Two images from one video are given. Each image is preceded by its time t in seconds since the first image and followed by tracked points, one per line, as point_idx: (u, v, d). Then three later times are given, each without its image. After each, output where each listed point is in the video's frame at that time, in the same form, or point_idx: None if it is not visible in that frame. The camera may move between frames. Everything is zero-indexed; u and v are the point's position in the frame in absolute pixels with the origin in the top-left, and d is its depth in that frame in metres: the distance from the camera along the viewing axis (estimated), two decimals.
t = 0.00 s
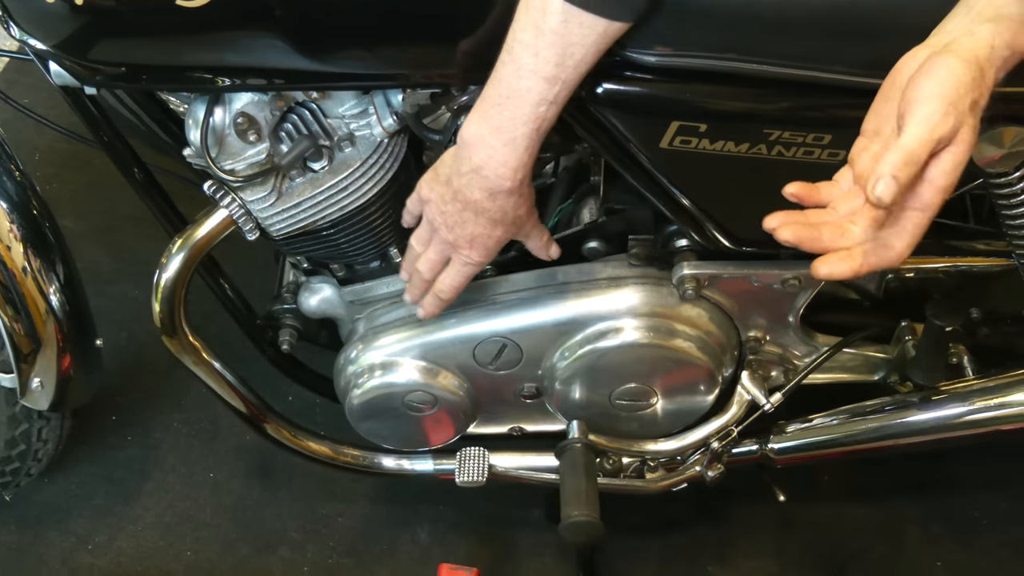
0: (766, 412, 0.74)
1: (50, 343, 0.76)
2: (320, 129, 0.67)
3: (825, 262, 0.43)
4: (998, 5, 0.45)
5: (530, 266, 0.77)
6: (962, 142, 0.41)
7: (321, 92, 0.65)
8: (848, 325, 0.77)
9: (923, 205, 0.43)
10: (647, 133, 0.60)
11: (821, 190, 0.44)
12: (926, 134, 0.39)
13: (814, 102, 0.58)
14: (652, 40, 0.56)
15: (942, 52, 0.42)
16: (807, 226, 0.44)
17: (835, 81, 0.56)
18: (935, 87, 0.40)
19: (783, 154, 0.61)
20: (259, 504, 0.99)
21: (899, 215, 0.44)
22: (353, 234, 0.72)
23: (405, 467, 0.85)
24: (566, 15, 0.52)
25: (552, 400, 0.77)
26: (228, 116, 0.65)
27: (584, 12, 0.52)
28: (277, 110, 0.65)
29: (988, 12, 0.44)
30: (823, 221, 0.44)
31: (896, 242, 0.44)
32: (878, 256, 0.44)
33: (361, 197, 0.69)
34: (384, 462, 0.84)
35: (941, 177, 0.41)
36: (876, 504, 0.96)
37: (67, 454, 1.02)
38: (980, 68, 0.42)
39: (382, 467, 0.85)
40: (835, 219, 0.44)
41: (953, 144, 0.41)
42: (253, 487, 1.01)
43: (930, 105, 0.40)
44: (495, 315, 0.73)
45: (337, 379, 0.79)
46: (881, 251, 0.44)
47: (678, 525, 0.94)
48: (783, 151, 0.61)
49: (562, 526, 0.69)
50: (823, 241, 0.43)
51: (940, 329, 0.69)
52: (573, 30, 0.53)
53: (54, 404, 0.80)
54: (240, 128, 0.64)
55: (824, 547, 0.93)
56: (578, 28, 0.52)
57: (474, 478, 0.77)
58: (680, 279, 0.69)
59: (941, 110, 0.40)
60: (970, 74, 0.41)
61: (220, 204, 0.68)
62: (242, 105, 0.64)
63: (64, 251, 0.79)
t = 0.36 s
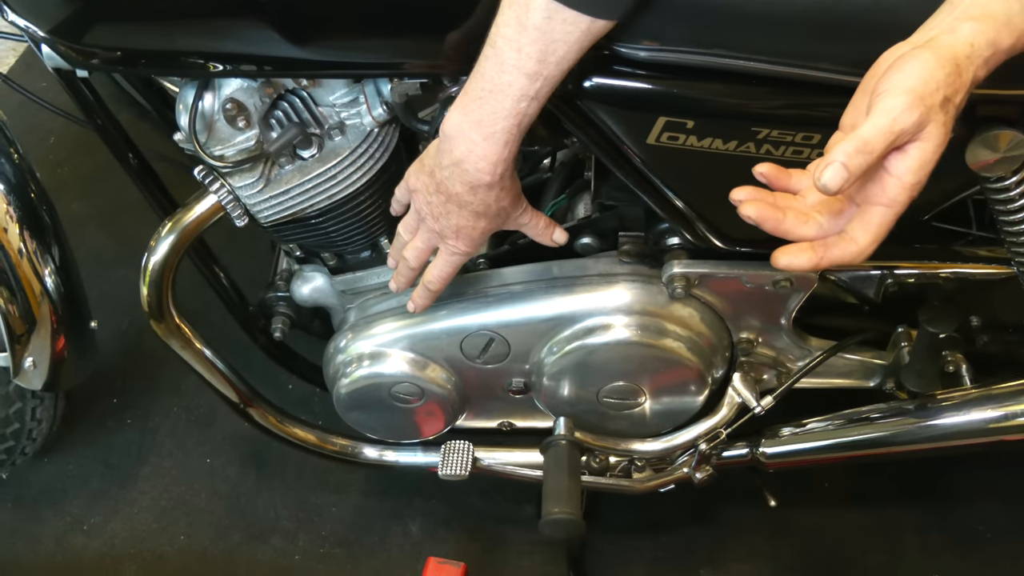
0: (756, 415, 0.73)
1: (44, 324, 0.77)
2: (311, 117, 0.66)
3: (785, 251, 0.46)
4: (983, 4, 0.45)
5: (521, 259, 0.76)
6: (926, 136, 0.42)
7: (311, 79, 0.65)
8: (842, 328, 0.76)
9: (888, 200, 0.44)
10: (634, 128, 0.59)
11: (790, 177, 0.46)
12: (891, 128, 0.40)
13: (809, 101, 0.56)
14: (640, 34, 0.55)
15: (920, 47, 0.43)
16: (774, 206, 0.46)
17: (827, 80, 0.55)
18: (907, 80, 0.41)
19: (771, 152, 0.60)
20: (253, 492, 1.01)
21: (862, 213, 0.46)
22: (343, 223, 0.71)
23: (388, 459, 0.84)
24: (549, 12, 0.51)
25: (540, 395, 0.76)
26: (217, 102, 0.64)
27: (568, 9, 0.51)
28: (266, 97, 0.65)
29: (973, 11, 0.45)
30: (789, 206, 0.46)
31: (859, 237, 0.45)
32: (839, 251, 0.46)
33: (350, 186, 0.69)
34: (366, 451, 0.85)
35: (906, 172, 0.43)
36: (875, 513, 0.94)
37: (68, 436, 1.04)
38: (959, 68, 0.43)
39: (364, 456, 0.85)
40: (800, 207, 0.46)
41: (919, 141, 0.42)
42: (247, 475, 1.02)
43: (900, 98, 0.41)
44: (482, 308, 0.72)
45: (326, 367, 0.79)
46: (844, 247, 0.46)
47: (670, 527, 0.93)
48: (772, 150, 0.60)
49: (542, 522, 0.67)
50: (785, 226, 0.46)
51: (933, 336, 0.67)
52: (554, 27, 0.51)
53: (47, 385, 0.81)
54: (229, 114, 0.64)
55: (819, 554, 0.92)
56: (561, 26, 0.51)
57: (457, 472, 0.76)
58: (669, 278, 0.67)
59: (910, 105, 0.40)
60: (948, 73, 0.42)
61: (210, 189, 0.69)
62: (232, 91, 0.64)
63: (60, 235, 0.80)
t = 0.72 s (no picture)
0: (719, 420, 0.72)
1: (31, 294, 0.79)
2: (287, 100, 0.66)
3: (711, 247, 0.50)
4: (926, 10, 0.45)
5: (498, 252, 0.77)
6: (854, 140, 0.43)
7: (287, 63, 0.65)
8: (817, 339, 0.74)
9: (817, 202, 0.46)
10: (594, 125, 0.59)
11: (725, 177, 0.50)
12: (814, 130, 0.42)
13: (769, 105, 0.56)
14: (601, 31, 0.54)
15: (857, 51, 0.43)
16: (704, 203, 0.50)
17: (786, 84, 0.54)
18: (835, 84, 0.42)
19: (731, 154, 0.60)
20: (237, 472, 1.02)
21: (790, 214, 0.47)
22: (315, 205, 0.72)
23: (351, 443, 0.85)
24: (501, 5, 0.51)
25: (505, 388, 0.76)
26: (193, 80, 0.66)
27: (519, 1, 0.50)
28: (242, 77, 0.66)
29: (914, 16, 0.45)
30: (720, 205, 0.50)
31: (785, 238, 0.47)
32: (766, 251, 0.48)
33: (322, 169, 0.70)
34: (324, 433, 0.86)
35: (833, 176, 0.44)
36: (857, 531, 0.92)
37: (64, 406, 1.08)
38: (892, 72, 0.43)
39: (322, 438, 0.86)
40: (732, 207, 0.50)
41: (846, 144, 0.43)
42: (233, 454, 1.04)
43: (827, 100, 0.42)
44: (451, 298, 0.72)
45: (298, 348, 0.80)
46: (772, 251, 0.48)
47: (644, 533, 0.92)
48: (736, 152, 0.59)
49: (492, 513, 0.68)
50: (713, 224, 0.50)
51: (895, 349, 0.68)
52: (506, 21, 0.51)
53: (31, 350, 0.83)
54: (204, 93, 0.66)
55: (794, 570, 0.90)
56: (514, 19, 0.51)
57: (415, 459, 0.78)
58: (634, 276, 0.67)
59: (837, 108, 0.42)
60: (879, 77, 0.43)
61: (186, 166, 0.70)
62: (208, 70, 0.65)
63: (51, 209, 0.82)
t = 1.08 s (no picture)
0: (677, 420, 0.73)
1: (16, 277, 0.82)
2: (261, 92, 0.68)
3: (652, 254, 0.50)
4: (855, 16, 0.47)
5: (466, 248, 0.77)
6: (785, 143, 0.44)
7: (259, 56, 0.66)
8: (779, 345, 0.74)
9: (752, 206, 0.46)
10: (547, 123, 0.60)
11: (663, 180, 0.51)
12: (748, 135, 0.43)
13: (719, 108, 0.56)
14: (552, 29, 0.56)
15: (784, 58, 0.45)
16: (644, 208, 0.51)
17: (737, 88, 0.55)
18: (764, 89, 0.43)
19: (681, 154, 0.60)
20: (218, 460, 1.04)
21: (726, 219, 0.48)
22: (284, 195, 0.72)
23: (317, 429, 0.87)
24: None
25: (468, 382, 0.78)
26: (168, 70, 0.67)
27: None
28: (215, 68, 0.67)
29: (843, 22, 0.47)
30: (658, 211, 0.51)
31: (725, 243, 0.48)
32: (706, 256, 0.49)
33: (292, 160, 0.70)
34: (286, 419, 0.88)
35: (766, 179, 0.45)
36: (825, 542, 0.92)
37: (56, 388, 1.11)
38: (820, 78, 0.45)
39: (284, 423, 0.89)
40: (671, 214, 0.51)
41: (778, 148, 0.44)
42: (215, 441, 1.06)
43: (759, 104, 0.43)
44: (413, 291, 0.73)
45: (270, 334, 0.82)
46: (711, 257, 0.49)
47: (610, 535, 0.93)
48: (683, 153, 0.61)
49: (445, 503, 0.70)
50: (653, 229, 0.51)
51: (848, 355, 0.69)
52: None
53: (16, 331, 0.87)
54: (177, 83, 0.67)
55: None
56: None
57: (373, 447, 0.82)
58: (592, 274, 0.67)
59: (767, 112, 0.43)
60: (805, 81, 0.44)
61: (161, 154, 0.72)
62: (183, 61, 0.67)
63: (39, 195, 0.85)
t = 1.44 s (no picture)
0: (669, 417, 0.74)
1: (32, 261, 0.84)
2: (269, 83, 0.69)
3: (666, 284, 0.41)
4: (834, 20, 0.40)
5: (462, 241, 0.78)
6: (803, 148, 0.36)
7: (268, 46, 0.68)
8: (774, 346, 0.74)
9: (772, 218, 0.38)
10: (543, 116, 0.61)
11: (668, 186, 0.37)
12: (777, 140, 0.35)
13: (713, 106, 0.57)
14: (549, 27, 0.57)
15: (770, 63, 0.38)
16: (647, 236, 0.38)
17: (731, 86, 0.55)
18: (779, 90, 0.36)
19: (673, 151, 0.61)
20: (224, 446, 1.06)
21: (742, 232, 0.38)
22: (290, 183, 0.74)
23: (316, 416, 0.89)
24: None
25: (465, 374, 0.79)
26: (180, 58, 0.69)
27: None
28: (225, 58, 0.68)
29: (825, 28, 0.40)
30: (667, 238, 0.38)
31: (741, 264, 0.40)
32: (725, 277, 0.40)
33: (298, 150, 0.71)
34: (284, 404, 0.90)
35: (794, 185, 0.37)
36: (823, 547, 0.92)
37: (70, 372, 1.13)
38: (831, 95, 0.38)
39: (282, 409, 0.90)
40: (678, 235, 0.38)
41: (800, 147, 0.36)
42: (222, 428, 1.08)
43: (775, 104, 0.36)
44: (413, 282, 0.74)
45: (275, 320, 0.84)
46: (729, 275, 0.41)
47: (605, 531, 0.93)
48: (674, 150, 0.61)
49: (436, 489, 0.72)
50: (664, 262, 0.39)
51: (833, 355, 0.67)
52: None
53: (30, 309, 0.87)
54: (188, 71, 0.69)
55: None
56: None
57: (368, 433, 0.83)
58: (587, 270, 0.68)
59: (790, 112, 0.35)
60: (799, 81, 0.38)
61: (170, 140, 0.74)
62: (194, 50, 0.69)
63: (57, 181, 0.87)
